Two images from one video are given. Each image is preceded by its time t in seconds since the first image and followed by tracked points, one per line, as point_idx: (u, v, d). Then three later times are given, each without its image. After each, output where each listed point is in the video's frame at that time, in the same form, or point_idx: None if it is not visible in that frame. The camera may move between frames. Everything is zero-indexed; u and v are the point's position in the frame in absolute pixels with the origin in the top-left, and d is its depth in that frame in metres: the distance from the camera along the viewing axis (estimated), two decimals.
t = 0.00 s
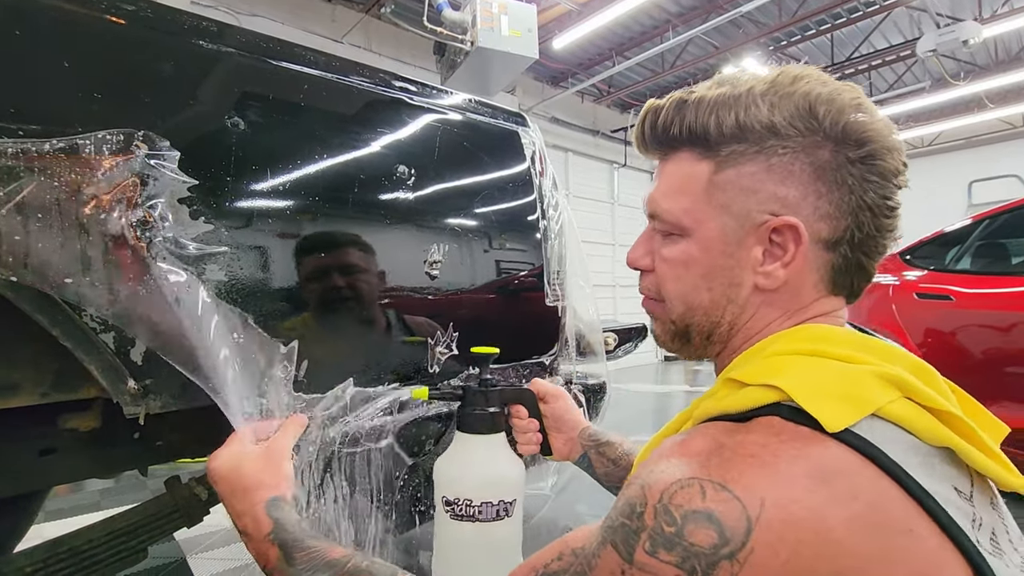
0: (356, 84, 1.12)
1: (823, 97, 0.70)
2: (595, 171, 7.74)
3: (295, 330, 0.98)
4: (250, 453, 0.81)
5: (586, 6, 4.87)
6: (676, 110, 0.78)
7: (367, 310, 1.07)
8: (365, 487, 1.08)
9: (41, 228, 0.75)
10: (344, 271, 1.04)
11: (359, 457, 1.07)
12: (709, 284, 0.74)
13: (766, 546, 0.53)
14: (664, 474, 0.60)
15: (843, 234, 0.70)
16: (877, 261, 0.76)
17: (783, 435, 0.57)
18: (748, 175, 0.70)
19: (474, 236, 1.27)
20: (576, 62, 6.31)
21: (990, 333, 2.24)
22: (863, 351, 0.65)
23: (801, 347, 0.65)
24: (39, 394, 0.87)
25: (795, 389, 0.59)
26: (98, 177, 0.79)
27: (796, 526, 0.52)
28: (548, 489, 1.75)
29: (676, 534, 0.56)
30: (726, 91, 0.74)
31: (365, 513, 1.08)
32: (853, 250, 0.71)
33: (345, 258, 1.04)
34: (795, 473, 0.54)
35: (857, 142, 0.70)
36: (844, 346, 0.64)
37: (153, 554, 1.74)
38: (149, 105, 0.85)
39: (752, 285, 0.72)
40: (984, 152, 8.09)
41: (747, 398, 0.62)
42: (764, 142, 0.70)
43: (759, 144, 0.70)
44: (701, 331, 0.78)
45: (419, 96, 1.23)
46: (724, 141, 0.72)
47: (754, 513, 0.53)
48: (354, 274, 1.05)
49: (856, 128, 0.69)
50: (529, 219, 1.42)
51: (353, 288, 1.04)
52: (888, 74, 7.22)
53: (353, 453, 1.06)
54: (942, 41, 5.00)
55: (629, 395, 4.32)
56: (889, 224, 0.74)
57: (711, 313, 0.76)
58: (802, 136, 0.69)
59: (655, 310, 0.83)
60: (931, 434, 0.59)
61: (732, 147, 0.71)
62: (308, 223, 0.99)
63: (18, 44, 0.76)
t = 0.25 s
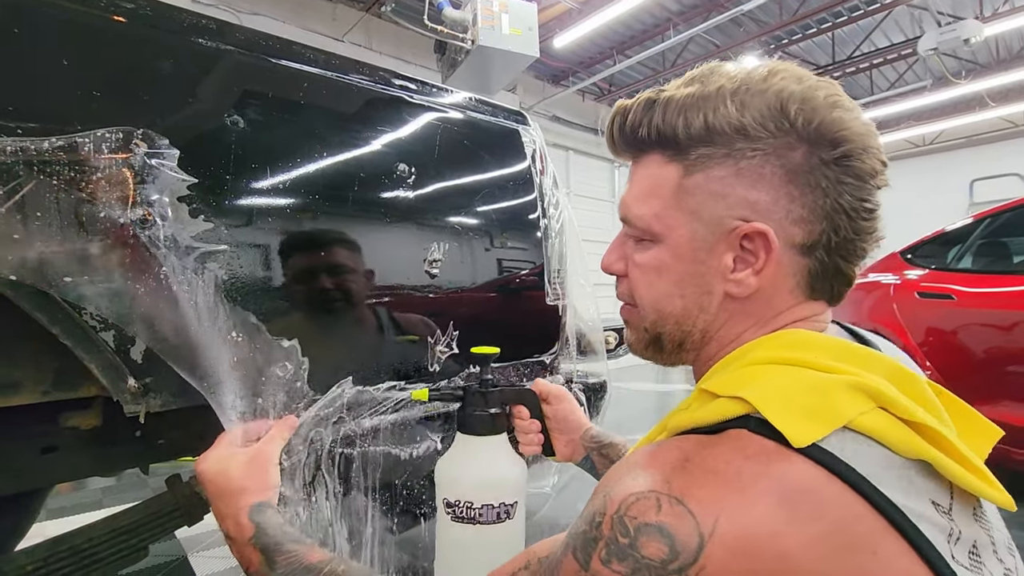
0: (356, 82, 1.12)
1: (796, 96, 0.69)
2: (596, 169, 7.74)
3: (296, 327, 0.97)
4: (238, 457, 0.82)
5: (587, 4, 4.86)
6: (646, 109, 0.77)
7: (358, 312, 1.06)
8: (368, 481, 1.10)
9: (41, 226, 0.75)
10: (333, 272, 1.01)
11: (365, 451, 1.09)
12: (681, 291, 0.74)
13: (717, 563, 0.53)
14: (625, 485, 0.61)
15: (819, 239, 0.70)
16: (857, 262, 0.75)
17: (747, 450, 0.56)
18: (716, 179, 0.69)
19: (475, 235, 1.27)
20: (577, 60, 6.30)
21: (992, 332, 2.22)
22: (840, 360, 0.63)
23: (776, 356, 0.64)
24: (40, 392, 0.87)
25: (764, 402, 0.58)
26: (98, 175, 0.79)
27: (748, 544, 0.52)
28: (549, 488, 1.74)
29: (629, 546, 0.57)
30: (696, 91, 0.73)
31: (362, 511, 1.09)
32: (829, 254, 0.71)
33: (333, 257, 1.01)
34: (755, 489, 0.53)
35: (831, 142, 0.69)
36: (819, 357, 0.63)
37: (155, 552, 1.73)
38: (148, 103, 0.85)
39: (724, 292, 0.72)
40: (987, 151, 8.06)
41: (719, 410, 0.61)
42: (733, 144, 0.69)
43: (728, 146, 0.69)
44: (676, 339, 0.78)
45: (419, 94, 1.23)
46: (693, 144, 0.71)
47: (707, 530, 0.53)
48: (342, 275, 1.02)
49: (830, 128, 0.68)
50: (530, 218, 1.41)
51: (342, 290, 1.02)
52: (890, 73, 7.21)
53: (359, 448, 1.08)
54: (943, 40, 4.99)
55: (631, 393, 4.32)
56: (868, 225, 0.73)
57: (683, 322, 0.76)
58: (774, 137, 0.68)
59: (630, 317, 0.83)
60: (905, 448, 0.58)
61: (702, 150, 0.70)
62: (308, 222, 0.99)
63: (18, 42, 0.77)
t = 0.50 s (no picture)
0: (359, 82, 1.12)
1: (773, 88, 0.71)
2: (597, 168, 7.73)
3: (298, 326, 0.97)
4: (246, 458, 0.83)
5: (589, 3, 4.86)
6: (625, 111, 0.79)
7: (357, 313, 1.05)
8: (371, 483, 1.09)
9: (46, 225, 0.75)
10: (329, 272, 1.00)
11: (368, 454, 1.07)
12: (671, 290, 0.75)
13: None
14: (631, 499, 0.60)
15: (809, 228, 0.71)
16: (848, 250, 0.77)
17: (754, 454, 0.56)
18: (700, 176, 0.71)
19: (477, 233, 1.27)
20: (578, 60, 6.29)
21: (994, 330, 2.21)
22: (837, 357, 0.64)
23: (774, 355, 0.64)
24: (44, 391, 0.88)
25: (766, 403, 0.58)
26: (103, 175, 0.80)
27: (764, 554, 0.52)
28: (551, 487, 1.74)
29: (643, 564, 0.57)
30: (674, 89, 0.75)
31: (365, 510, 1.09)
32: (820, 243, 0.72)
33: (329, 257, 1.00)
34: (763, 494, 0.54)
35: (813, 130, 0.70)
36: (820, 356, 0.63)
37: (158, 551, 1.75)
38: (153, 103, 0.86)
39: (716, 288, 0.73)
40: (989, 149, 8.04)
41: (720, 411, 0.61)
42: (714, 139, 0.71)
43: (710, 141, 0.71)
44: (669, 338, 0.79)
45: (422, 93, 1.24)
46: (675, 142, 0.73)
47: (721, 543, 0.53)
48: (339, 275, 1.02)
49: (810, 117, 0.70)
50: (531, 216, 1.42)
51: (339, 291, 1.01)
52: (892, 71, 7.20)
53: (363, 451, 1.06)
54: (945, 38, 4.98)
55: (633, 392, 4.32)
56: (855, 211, 0.75)
57: (676, 320, 0.77)
58: (755, 129, 0.70)
59: (623, 319, 0.84)
60: (909, 445, 0.59)
61: (684, 146, 0.72)
62: (311, 221, 0.99)
63: (23, 41, 0.77)
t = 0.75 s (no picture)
0: (360, 81, 1.13)
1: (755, 91, 0.72)
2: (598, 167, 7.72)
3: (300, 326, 0.97)
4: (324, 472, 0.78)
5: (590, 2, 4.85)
6: (612, 116, 0.80)
7: (357, 312, 1.05)
8: (370, 481, 1.09)
9: (46, 224, 0.75)
10: (330, 273, 1.01)
11: (366, 451, 1.08)
12: (662, 291, 0.76)
13: None
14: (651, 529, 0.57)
15: (796, 227, 0.72)
16: (836, 249, 0.77)
17: (761, 455, 0.56)
18: (687, 176, 0.72)
19: (478, 233, 1.27)
20: (579, 58, 6.28)
21: (995, 329, 2.20)
22: (832, 354, 0.65)
23: (772, 354, 0.64)
24: (45, 390, 0.88)
25: (771, 402, 0.58)
26: (103, 174, 0.80)
27: (787, 558, 0.51)
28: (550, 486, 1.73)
29: None
30: (659, 93, 0.77)
31: (367, 509, 1.09)
32: (807, 242, 0.73)
33: (330, 258, 1.01)
34: (782, 493, 0.53)
35: (796, 131, 0.72)
36: (812, 354, 0.63)
37: (159, 551, 1.74)
38: (152, 102, 0.85)
39: (707, 288, 0.73)
40: (991, 148, 8.02)
41: (722, 413, 0.60)
42: (699, 141, 0.72)
43: (695, 144, 0.73)
44: (664, 339, 0.79)
45: (422, 92, 1.24)
46: (661, 144, 0.74)
47: (748, 555, 0.51)
48: (341, 276, 1.02)
49: (791, 118, 0.71)
50: (532, 215, 1.41)
51: (340, 291, 1.01)
52: (893, 70, 7.18)
53: (360, 448, 1.07)
54: (947, 36, 4.97)
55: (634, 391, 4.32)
56: (842, 210, 0.75)
57: (669, 320, 0.77)
58: (739, 131, 0.71)
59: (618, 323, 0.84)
60: (910, 436, 0.59)
61: (670, 148, 0.74)
62: (311, 220, 0.99)
63: (22, 41, 0.77)
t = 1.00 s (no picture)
0: (360, 80, 1.12)
1: (730, 105, 0.74)
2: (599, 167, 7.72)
3: (300, 326, 0.97)
4: None
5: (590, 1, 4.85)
6: (601, 142, 0.84)
7: (369, 315, 1.06)
8: (370, 481, 1.08)
9: (45, 224, 0.75)
10: (346, 280, 1.03)
11: (367, 451, 1.07)
12: (666, 301, 0.76)
13: None
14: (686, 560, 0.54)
15: (785, 228, 0.72)
16: (828, 245, 0.77)
17: (772, 453, 0.55)
18: (677, 190, 0.73)
19: (478, 232, 1.27)
20: (580, 57, 6.27)
21: (996, 329, 2.20)
22: (832, 351, 0.64)
23: (770, 356, 0.65)
24: (45, 390, 0.87)
25: (776, 401, 0.58)
26: (102, 174, 0.80)
27: (820, 556, 0.49)
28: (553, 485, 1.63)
29: None
30: (642, 117, 0.79)
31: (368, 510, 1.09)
32: (798, 241, 0.73)
33: (350, 263, 1.03)
34: (800, 488, 0.52)
35: (774, 137, 0.73)
36: (808, 352, 0.64)
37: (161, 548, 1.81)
38: (152, 101, 0.85)
39: (708, 294, 0.73)
40: (992, 147, 8.00)
41: (729, 419, 0.60)
42: (684, 157, 0.74)
43: (680, 160, 0.74)
44: (674, 347, 0.78)
45: (423, 92, 1.23)
46: (648, 164, 0.76)
47: (781, 560, 0.49)
48: (349, 279, 1.03)
49: (768, 126, 0.72)
50: (532, 215, 1.41)
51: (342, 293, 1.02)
52: (895, 69, 7.17)
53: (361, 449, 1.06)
54: (949, 36, 4.96)
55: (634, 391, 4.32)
56: (827, 208, 0.75)
57: (676, 329, 0.77)
58: (720, 144, 0.73)
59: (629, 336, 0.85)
60: (915, 426, 0.59)
61: (657, 167, 0.75)
62: (311, 220, 0.99)
63: (22, 40, 0.77)
